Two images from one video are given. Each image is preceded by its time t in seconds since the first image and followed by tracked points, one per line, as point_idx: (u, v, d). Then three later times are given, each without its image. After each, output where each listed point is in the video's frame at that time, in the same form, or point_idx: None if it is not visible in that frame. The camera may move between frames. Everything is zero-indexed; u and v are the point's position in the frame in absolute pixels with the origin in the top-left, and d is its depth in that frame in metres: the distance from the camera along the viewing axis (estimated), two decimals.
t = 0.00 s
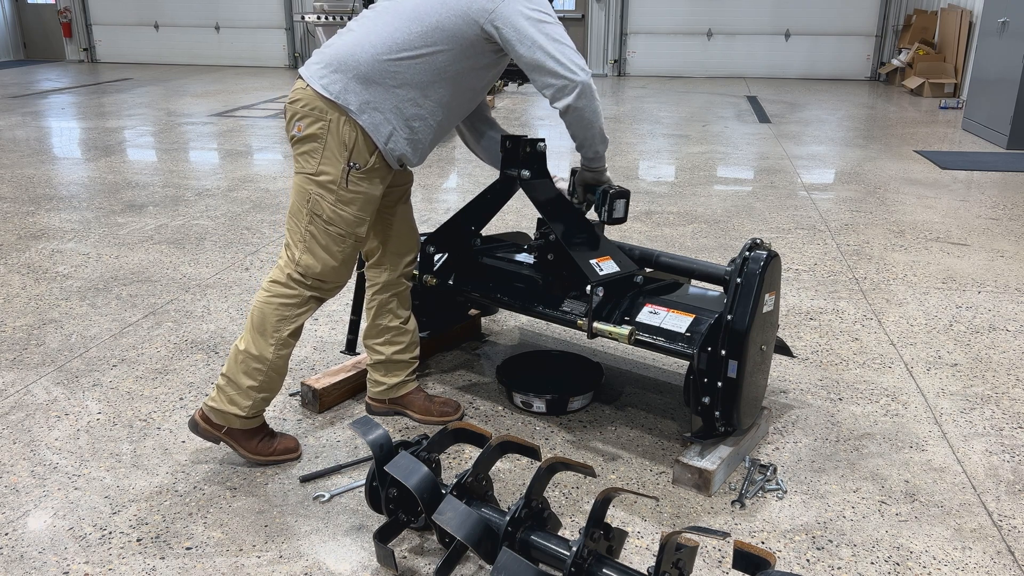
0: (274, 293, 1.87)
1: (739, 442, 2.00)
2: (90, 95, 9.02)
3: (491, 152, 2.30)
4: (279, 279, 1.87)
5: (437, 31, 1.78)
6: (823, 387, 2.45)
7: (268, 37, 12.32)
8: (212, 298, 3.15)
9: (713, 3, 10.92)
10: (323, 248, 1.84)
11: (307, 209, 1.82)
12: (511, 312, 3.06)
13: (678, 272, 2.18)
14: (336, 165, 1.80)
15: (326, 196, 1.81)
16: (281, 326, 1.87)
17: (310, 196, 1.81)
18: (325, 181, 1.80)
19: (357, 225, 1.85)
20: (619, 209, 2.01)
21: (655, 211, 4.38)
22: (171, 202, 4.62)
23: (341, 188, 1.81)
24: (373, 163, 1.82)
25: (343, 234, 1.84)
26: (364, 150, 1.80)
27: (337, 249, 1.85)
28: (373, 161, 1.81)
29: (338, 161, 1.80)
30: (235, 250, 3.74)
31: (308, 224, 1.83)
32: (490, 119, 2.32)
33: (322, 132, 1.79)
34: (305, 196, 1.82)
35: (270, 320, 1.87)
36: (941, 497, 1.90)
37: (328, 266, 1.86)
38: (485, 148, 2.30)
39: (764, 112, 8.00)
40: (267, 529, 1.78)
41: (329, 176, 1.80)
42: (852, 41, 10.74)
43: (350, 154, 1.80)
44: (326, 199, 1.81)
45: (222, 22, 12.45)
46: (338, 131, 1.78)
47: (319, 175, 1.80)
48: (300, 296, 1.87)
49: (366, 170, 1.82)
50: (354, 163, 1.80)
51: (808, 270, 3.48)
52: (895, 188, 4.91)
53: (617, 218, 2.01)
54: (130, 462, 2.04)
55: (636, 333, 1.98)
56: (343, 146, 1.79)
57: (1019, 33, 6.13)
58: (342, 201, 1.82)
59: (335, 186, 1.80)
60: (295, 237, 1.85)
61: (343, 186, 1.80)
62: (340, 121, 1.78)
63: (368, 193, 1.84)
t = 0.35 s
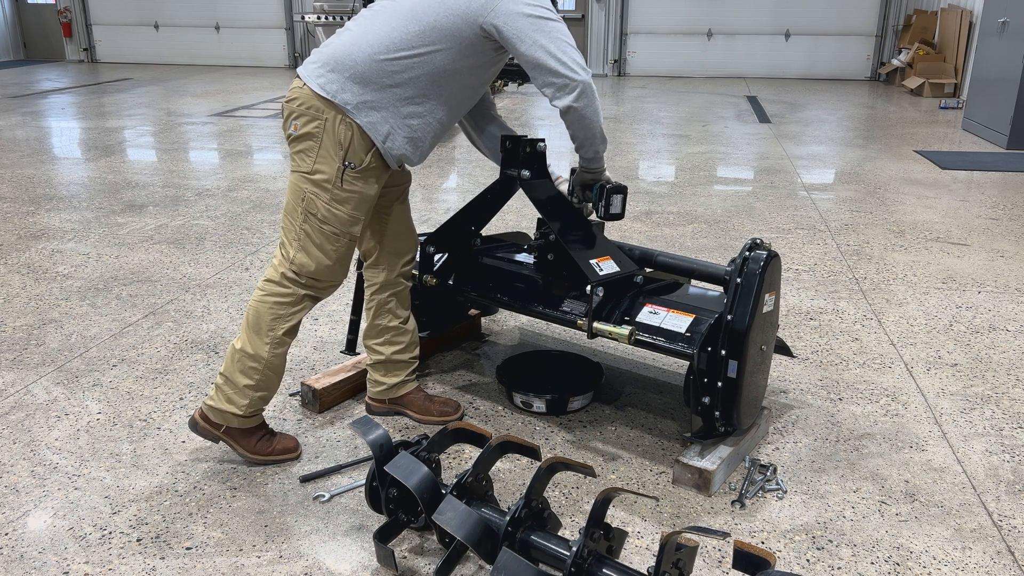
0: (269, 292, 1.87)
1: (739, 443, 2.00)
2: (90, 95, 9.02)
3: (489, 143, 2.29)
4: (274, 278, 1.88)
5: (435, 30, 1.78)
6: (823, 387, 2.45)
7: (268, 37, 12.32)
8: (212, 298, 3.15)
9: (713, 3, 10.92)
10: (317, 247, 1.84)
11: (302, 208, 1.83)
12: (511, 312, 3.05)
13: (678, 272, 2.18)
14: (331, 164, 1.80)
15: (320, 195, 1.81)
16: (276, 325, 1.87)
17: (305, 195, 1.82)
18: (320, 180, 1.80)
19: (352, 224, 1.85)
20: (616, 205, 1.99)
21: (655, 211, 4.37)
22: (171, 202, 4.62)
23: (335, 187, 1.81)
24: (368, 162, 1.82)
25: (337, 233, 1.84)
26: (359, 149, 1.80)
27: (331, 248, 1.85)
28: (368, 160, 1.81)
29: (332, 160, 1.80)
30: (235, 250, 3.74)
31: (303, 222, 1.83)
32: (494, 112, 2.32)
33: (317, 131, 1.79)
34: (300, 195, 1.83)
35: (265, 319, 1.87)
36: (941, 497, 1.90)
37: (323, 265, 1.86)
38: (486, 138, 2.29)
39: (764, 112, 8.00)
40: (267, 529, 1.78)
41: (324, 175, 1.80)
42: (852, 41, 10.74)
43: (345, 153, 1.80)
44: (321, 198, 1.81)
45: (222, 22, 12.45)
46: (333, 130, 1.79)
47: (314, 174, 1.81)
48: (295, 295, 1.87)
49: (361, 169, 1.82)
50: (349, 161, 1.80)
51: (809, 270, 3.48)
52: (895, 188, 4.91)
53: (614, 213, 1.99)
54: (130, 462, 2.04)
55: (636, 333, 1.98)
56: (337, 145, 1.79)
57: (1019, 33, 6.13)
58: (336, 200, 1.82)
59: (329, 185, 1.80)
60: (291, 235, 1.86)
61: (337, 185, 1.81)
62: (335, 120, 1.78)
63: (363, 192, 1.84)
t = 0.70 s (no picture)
0: (269, 290, 1.88)
1: (739, 443, 2.00)
2: (90, 95, 9.02)
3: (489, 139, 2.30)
4: (273, 275, 1.89)
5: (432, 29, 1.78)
6: (823, 387, 2.45)
7: (268, 37, 12.31)
8: (212, 298, 3.15)
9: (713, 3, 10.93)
10: (316, 245, 1.85)
11: (301, 206, 1.83)
12: (511, 312, 3.06)
13: (678, 272, 2.18)
14: (329, 162, 1.81)
15: (319, 193, 1.82)
16: (275, 322, 1.88)
17: (304, 192, 1.83)
18: (318, 178, 1.81)
19: (351, 221, 1.85)
20: (620, 205, 1.99)
21: (655, 211, 4.38)
22: (171, 202, 4.62)
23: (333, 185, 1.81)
24: (366, 160, 1.81)
25: (335, 230, 1.84)
26: (357, 147, 1.80)
27: (330, 246, 1.85)
28: (366, 158, 1.81)
29: (330, 158, 1.80)
30: (235, 250, 3.74)
31: (301, 220, 1.84)
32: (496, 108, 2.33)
33: (315, 129, 1.80)
34: (298, 193, 1.83)
35: (264, 316, 1.88)
36: (941, 497, 1.90)
37: (322, 263, 1.86)
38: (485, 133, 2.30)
39: (764, 112, 8.00)
40: (267, 529, 1.78)
41: (323, 172, 1.81)
42: (852, 41, 10.74)
43: (343, 151, 1.80)
44: (319, 195, 1.82)
45: (222, 22, 12.45)
46: (331, 128, 1.79)
47: (312, 172, 1.81)
48: (294, 293, 1.88)
49: (359, 166, 1.81)
50: (347, 159, 1.80)
51: (809, 270, 3.48)
52: (895, 188, 4.91)
53: (618, 214, 1.99)
54: (130, 462, 2.04)
55: (636, 333, 1.98)
56: (335, 142, 1.80)
57: (1019, 32, 6.13)
58: (335, 198, 1.82)
59: (327, 182, 1.81)
60: (290, 233, 1.87)
61: (336, 182, 1.81)
62: (333, 118, 1.78)
63: (361, 189, 1.84)
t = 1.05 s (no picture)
0: (265, 287, 1.89)
1: (739, 443, 2.00)
2: (90, 95, 9.02)
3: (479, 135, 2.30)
4: (270, 272, 1.89)
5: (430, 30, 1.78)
6: (823, 387, 2.45)
7: (268, 37, 12.31)
8: (212, 298, 3.15)
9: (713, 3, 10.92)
10: (312, 243, 1.85)
11: (298, 204, 1.84)
12: (511, 312, 3.06)
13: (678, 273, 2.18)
14: (326, 160, 1.81)
15: (315, 192, 1.82)
16: (269, 319, 1.89)
17: (301, 191, 1.84)
18: (315, 177, 1.81)
19: (346, 221, 1.85)
20: (619, 196, 2.02)
21: (655, 211, 4.38)
22: (171, 202, 4.62)
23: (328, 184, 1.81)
24: (363, 159, 1.81)
25: (331, 229, 1.84)
26: (354, 146, 1.80)
27: (326, 245, 1.86)
28: (363, 158, 1.81)
29: (327, 157, 1.81)
30: (235, 250, 3.74)
31: (298, 218, 1.85)
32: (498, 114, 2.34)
33: (313, 128, 1.80)
34: (296, 191, 1.84)
35: (259, 313, 1.89)
36: (941, 497, 1.90)
37: (318, 262, 1.86)
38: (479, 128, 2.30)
39: (764, 112, 8.00)
40: (267, 529, 1.78)
41: (319, 171, 1.82)
42: (852, 41, 10.74)
43: (340, 150, 1.80)
44: (316, 194, 1.82)
45: (222, 22, 12.45)
46: (329, 127, 1.79)
47: (310, 171, 1.82)
48: (290, 291, 1.89)
49: (356, 166, 1.81)
50: (344, 158, 1.80)
51: (809, 270, 3.48)
52: (895, 188, 4.92)
53: (616, 205, 2.02)
54: (130, 462, 2.04)
55: (636, 333, 1.98)
56: (332, 141, 1.80)
57: (1019, 33, 6.13)
58: (331, 197, 1.82)
59: (324, 181, 1.81)
60: (287, 231, 1.88)
61: (332, 181, 1.81)
62: (330, 117, 1.79)
63: (358, 189, 1.84)
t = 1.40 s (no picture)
0: (260, 284, 1.90)
1: (740, 443, 2.00)
2: (90, 95, 9.02)
3: (458, 133, 2.27)
4: (265, 270, 1.90)
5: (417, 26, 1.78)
6: (823, 387, 2.45)
7: (268, 37, 12.31)
8: (213, 298, 3.15)
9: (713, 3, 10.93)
10: (306, 242, 1.85)
11: (291, 202, 1.85)
12: (511, 312, 3.06)
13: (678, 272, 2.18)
14: (318, 159, 1.81)
15: (308, 190, 1.82)
16: (263, 315, 1.90)
17: (294, 189, 1.84)
18: (308, 175, 1.81)
19: (339, 219, 1.85)
20: (598, 178, 1.97)
21: (655, 211, 4.38)
22: (171, 202, 4.62)
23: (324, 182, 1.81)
24: (355, 157, 1.81)
25: (324, 228, 1.84)
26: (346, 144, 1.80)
27: (319, 243, 1.85)
28: (354, 155, 1.80)
29: (319, 155, 1.81)
30: (235, 250, 3.74)
31: (292, 216, 1.85)
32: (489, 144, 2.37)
33: (305, 126, 1.81)
34: (289, 189, 1.85)
35: (253, 309, 1.89)
36: (941, 497, 1.90)
37: (311, 260, 1.86)
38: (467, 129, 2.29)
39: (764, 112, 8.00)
40: (267, 529, 1.78)
41: (312, 169, 1.81)
42: (852, 40, 10.74)
43: (332, 148, 1.79)
44: (308, 192, 1.82)
45: (222, 22, 12.45)
46: (320, 125, 1.79)
47: (303, 169, 1.82)
48: (285, 288, 1.89)
49: (348, 164, 1.81)
50: (335, 156, 1.80)
51: (808, 270, 3.48)
52: (895, 188, 4.92)
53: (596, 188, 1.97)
54: (130, 463, 2.04)
55: (636, 333, 1.98)
56: (324, 139, 1.79)
57: (1019, 33, 6.13)
58: (324, 195, 1.82)
59: (316, 179, 1.81)
60: (282, 229, 1.88)
61: (324, 179, 1.81)
62: (322, 115, 1.78)
63: (350, 187, 1.83)
